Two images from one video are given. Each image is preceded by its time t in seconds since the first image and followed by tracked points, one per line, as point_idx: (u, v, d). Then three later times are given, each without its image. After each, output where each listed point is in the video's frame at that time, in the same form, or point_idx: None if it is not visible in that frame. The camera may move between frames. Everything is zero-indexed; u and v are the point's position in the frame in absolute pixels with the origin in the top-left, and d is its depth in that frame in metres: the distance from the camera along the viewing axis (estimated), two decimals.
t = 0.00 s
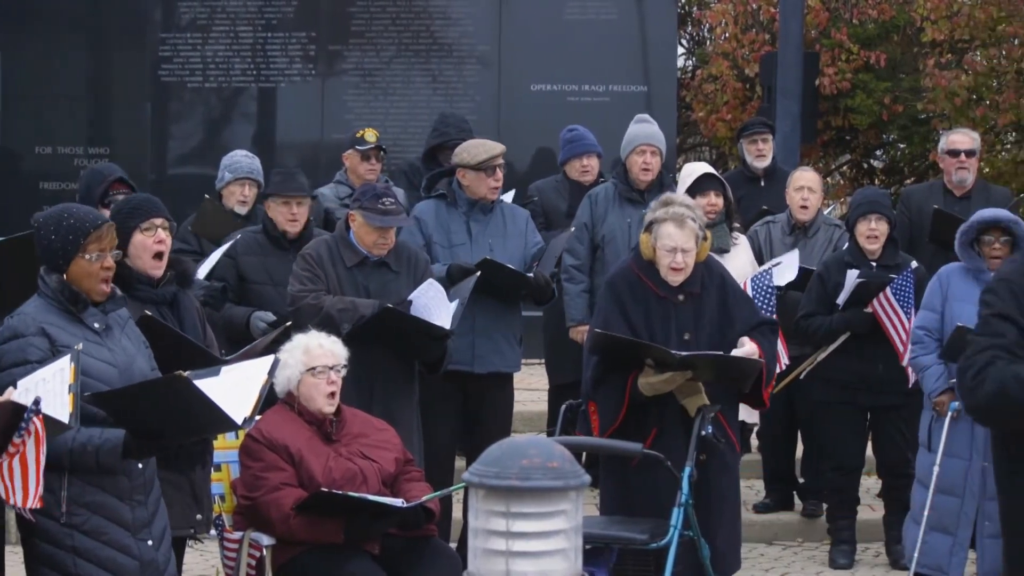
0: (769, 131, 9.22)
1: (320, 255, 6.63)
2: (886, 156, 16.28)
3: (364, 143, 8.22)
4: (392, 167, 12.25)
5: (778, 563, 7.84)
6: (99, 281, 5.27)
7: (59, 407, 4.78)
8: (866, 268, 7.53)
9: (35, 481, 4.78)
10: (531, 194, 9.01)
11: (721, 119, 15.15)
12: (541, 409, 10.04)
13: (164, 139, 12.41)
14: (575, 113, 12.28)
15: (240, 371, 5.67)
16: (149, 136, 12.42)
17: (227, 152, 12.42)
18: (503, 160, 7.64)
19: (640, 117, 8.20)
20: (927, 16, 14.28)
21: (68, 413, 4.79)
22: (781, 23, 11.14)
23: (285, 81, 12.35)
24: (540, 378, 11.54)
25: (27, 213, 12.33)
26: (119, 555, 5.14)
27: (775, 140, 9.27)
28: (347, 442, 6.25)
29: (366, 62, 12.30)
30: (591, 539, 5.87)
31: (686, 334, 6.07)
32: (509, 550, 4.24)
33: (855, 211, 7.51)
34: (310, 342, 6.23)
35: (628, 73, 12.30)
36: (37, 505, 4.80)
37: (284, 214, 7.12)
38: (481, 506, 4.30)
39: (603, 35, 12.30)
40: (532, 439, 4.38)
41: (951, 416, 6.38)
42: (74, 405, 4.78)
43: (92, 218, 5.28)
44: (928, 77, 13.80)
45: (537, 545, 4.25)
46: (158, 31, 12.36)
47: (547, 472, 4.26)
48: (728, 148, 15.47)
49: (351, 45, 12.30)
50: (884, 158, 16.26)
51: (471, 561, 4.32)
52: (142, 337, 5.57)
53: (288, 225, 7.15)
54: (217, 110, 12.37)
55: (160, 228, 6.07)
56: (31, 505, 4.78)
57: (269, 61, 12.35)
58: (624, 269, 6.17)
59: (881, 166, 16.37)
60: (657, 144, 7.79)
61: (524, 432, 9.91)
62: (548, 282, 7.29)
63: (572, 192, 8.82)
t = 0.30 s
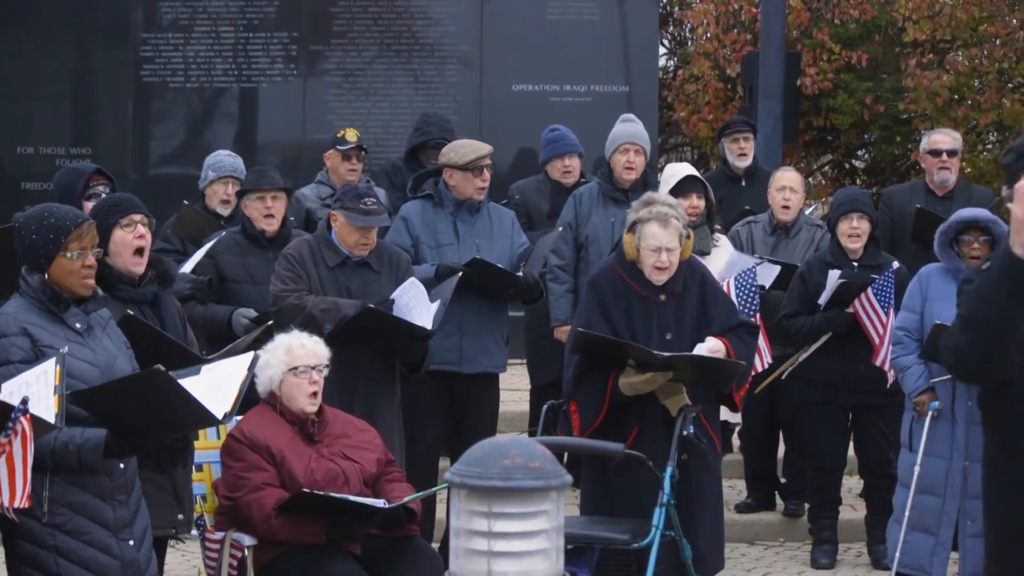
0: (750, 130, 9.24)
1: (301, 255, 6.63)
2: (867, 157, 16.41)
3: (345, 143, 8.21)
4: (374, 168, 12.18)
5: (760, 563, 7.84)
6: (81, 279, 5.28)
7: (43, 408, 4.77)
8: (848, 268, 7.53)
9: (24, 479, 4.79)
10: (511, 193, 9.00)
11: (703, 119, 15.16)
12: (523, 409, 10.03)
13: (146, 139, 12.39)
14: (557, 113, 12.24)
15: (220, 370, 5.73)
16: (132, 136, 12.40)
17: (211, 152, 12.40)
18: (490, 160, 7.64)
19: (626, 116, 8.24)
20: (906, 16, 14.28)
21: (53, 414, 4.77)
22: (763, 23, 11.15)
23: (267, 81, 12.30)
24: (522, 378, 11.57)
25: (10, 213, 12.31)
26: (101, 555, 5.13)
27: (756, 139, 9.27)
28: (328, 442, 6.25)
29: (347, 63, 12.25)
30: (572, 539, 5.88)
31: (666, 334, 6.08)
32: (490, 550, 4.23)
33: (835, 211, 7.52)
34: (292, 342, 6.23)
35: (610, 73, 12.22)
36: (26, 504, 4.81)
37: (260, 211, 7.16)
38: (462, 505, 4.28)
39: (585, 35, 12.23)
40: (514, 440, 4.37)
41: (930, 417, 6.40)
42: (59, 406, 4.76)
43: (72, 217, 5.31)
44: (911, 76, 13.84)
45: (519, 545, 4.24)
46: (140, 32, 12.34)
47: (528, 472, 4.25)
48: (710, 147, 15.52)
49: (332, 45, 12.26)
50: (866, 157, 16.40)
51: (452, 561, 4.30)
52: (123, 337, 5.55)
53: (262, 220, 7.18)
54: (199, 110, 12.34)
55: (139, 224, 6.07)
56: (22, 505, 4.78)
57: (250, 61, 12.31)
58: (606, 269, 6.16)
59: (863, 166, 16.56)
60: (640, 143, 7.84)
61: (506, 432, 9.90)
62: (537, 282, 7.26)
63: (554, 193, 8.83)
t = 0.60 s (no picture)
0: (738, 130, 9.23)
1: (290, 256, 6.65)
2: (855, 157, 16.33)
3: (334, 144, 8.23)
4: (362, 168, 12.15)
5: (748, 563, 7.84)
6: (70, 281, 5.27)
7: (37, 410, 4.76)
8: (836, 269, 7.53)
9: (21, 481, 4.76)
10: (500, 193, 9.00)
11: (691, 120, 15.25)
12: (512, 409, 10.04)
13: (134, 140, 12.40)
14: (544, 114, 12.18)
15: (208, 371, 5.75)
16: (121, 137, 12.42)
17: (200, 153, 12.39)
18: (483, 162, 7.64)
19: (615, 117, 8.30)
20: (896, 18, 14.22)
21: (47, 416, 4.76)
22: (751, 23, 11.18)
23: (255, 82, 12.27)
24: (510, 378, 11.59)
25: None
26: (89, 556, 5.13)
27: (744, 139, 9.27)
28: (317, 442, 6.26)
29: (335, 64, 12.20)
30: (561, 539, 5.88)
31: (654, 334, 6.08)
32: (479, 550, 4.12)
33: (824, 211, 7.51)
34: (280, 342, 6.25)
35: (599, 73, 12.17)
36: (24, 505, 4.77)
37: (246, 209, 7.23)
38: (451, 506, 4.19)
39: (572, 35, 12.15)
40: (503, 440, 4.28)
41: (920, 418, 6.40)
42: (51, 407, 4.75)
43: (64, 220, 5.28)
44: (900, 77, 13.83)
45: (509, 545, 4.14)
46: (129, 33, 12.34)
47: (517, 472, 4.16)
48: (698, 148, 15.57)
49: (321, 46, 12.22)
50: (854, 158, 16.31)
51: (440, 561, 4.20)
52: (111, 338, 5.55)
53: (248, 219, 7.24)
54: (187, 111, 12.31)
55: (128, 228, 6.10)
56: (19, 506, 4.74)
57: (239, 62, 12.28)
58: (595, 269, 6.17)
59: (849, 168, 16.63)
60: (631, 143, 7.92)
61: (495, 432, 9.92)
62: (529, 283, 7.23)
63: (543, 193, 8.83)
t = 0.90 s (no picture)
0: (720, 129, 9.25)
1: (274, 255, 6.67)
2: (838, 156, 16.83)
3: (316, 144, 8.23)
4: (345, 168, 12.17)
5: (731, 562, 7.86)
6: (53, 281, 5.27)
7: (21, 410, 4.77)
8: (818, 269, 7.54)
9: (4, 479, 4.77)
10: (483, 194, 9.01)
11: (674, 119, 15.37)
12: (494, 410, 10.05)
13: (118, 141, 12.40)
14: (527, 113, 12.19)
15: (191, 371, 5.76)
16: (104, 137, 12.41)
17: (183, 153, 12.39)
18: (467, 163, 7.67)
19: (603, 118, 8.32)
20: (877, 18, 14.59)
21: (31, 415, 4.77)
22: (734, 24, 11.18)
23: (240, 82, 12.28)
24: (492, 377, 11.60)
25: None
26: (73, 556, 5.12)
27: (725, 139, 9.28)
28: (301, 442, 6.28)
29: (319, 64, 12.24)
30: (545, 539, 5.89)
31: (636, 333, 6.15)
32: (462, 550, 4.11)
33: (807, 212, 7.53)
34: (264, 342, 6.25)
35: (582, 73, 12.17)
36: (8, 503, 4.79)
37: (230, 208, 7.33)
38: (434, 506, 4.16)
39: (555, 36, 12.16)
40: (485, 439, 4.25)
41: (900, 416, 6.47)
42: (35, 405, 4.76)
43: (47, 219, 5.29)
44: (879, 77, 14.61)
45: (491, 545, 4.14)
46: (112, 33, 12.34)
47: (500, 472, 4.13)
48: (682, 148, 15.65)
49: (304, 46, 12.24)
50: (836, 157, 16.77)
51: (424, 560, 4.19)
52: (95, 339, 5.55)
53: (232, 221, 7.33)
54: (171, 111, 12.33)
55: (111, 228, 6.13)
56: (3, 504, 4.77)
57: (223, 62, 12.29)
58: (577, 269, 6.23)
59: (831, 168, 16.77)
60: (615, 142, 7.99)
61: (478, 432, 9.93)
62: (511, 284, 7.23)
63: (525, 193, 8.84)
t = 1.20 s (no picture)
0: (703, 129, 9.23)
1: (257, 256, 6.68)
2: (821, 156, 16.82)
3: (297, 144, 8.26)
4: (328, 168, 12.18)
5: (714, 562, 7.86)
6: (36, 282, 5.26)
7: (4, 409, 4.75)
8: (800, 269, 7.55)
9: None
10: (466, 194, 9.00)
11: (657, 119, 15.34)
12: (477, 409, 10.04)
13: (101, 141, 12.41)
14: (510, 113, 12.20)
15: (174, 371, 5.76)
16: (87, 137, 12.43)
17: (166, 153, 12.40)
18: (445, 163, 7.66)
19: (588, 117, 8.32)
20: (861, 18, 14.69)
21: (13, 414, 4.75)
22: (717, 24, 11.16)
23: (222, 82, 12.32)
24: (476, 378, 11.57)
25: None
26: (56, 556, 5.12)
27: (709, 139, 9.27)
28: (283, 443, 6.28)
29: (302, 64, 12.24)
30: (527, 539, 5.89)
31: (619, 333, 6.17)
32: (445, 550, 4.02)
33: (789, 213, 7.54)
34: (246, 342, 6.25)
35: (564, 73, 12.18)
36: None
37: (214, 212, 7.39)
38: (415, 506, 4.08)
39: (538, 35, 12.19)
40: (468, 438, 4.18)
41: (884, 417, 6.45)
42: (18, 405, 4.74)
43: (31, 220, 5.28)
44: (863, 78, 14.66)
45: (474, 545, 4.04)
46: (95, 33, 12.35)
47: (482, 472, 4.05)
48: (664, 147, 15.69)
49: (287, 46, 12.26)
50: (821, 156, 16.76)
51: (406, 561, 4.11)
52: (78, 339, 5.52)
53: (217, 225, 7.38)
54: (154, 111, 12.35)
55: (96, 229, 6.10)
56: None
57: (206, 62, 12.32)
58: (560, 270, 6.24)
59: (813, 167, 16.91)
60: (603, 143, 7.96)
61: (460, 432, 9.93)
62: (489, 283, 7.25)
63: (507, 193, 8.83)
